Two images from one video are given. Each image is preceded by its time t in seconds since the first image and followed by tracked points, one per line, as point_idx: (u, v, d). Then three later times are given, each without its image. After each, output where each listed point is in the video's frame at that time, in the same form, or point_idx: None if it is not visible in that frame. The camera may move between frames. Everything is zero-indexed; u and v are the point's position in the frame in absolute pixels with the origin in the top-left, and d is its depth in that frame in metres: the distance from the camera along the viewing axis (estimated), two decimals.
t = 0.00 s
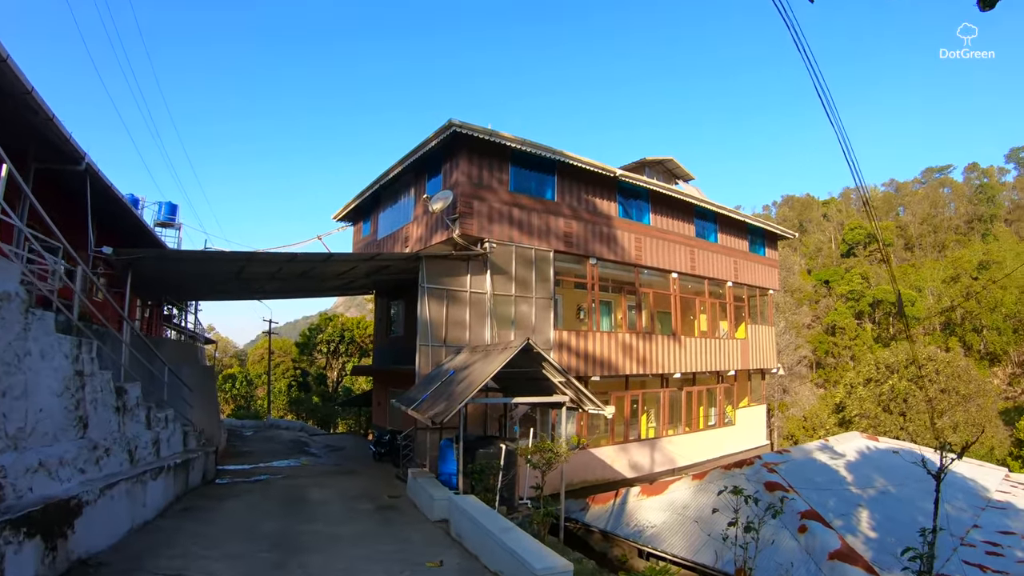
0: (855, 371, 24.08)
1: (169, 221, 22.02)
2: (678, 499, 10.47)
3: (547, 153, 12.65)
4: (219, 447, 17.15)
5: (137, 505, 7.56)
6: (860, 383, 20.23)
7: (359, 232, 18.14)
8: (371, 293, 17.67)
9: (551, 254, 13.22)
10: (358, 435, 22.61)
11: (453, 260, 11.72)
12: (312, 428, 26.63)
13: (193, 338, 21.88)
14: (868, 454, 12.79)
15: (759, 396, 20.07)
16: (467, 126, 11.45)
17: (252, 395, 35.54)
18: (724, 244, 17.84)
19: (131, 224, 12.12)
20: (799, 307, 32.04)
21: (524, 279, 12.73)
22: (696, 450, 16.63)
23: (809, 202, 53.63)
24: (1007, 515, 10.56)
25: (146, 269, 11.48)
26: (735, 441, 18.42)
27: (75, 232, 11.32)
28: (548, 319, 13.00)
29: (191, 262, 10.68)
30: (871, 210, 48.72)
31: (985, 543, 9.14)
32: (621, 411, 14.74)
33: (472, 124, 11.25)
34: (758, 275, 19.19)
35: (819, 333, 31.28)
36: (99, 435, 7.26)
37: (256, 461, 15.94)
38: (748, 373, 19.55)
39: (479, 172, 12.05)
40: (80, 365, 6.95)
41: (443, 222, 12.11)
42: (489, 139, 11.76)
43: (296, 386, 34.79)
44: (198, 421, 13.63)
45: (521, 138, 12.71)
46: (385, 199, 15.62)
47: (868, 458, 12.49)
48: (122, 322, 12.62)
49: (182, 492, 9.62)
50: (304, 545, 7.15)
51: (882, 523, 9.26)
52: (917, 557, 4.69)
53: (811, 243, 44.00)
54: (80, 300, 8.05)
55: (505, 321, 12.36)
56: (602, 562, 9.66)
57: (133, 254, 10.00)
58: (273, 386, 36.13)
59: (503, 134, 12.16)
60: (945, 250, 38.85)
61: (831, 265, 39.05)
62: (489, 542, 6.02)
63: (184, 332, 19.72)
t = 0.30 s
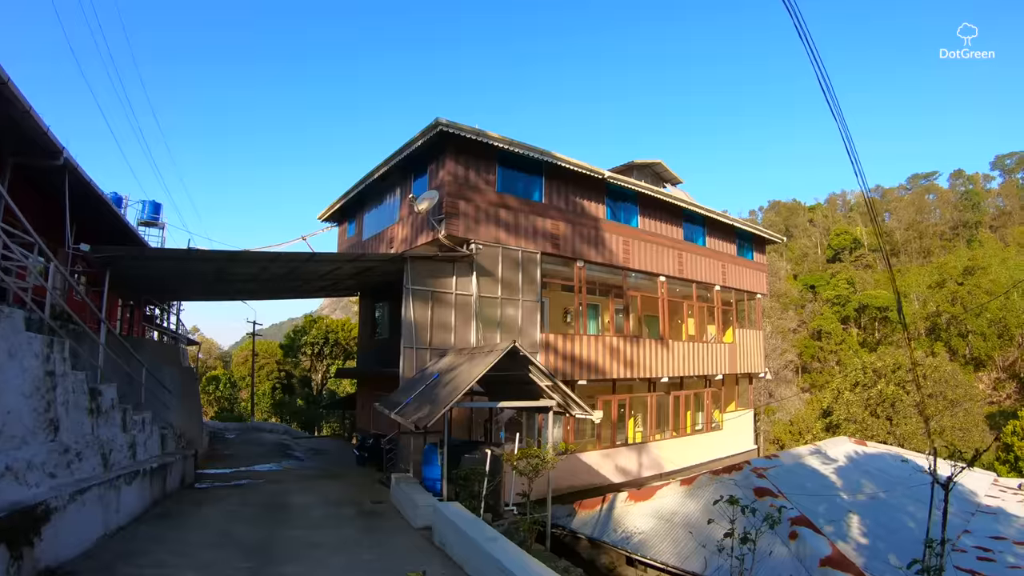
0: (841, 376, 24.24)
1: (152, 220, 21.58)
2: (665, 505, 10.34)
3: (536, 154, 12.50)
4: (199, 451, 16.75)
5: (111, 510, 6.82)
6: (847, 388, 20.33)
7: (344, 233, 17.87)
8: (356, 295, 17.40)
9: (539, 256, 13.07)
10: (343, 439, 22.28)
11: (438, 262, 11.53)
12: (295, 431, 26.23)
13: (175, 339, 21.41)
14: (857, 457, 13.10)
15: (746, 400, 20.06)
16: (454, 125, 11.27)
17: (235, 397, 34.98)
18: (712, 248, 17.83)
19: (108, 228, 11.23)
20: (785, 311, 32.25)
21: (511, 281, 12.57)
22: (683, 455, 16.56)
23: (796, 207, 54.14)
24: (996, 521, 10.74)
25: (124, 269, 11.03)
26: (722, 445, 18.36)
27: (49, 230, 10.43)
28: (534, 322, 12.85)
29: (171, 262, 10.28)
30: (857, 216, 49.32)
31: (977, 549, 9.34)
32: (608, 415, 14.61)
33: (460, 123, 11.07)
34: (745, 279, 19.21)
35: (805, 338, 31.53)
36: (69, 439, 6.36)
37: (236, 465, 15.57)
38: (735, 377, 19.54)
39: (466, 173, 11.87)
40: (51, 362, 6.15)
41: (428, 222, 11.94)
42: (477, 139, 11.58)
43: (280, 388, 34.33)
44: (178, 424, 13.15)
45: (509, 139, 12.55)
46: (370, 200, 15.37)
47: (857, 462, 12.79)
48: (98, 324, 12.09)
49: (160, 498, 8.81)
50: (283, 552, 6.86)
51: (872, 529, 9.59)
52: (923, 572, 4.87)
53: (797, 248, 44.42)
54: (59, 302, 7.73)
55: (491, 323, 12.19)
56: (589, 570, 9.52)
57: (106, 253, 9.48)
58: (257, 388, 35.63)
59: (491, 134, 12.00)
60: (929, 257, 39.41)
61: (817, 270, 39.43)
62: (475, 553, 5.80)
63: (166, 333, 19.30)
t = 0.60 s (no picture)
0: (834, 377, 24.23)
1: (144, 212, 21.23)
2: (660, 505, 10.19)
3: (532, 148, 12.31)
4: (187, 446, 16.46)
5: (90, 506, 6.53)
6: (841, 389, 20.31)
7: (336, 226, 17.60)
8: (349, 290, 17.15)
9: (533, 251, 12.89)
10: (334, 434, 22.04)
11: (431, 255, 11.32)
12: (287, 427, 25.96)
13: (164, 333, 21.07)
14: (854, 458, 13.05)
15: (740, 399, 19.98)
16: (449, 117, 11.05)
17: (227, 392, 34.63)
18: (708, 246, 17.72)
19: (92, 212, 10.59)
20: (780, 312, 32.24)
21: (505, 276, 12.38)
22: (677, 454, 16.43)
23: (791, 208, 54.23)
24: (992, 524, 10.70)
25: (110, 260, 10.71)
26: (716, 444, 18.26)
27: (35, 217, 9.81)
28: (528, 317, 12.67)
29: (159, 253, 9.97)
30: (851, 218, 49.47)
31: (973, 551, 9.30)
32: (601, 413, 14.45)
33: (455, 115, 10.85)
34: (741, 278, 19.12)
35: (798, 339, 31.57)
36: (49, 430, 6.05)
37: (225, 460, 15.30)
38: (729, 377, 19.45)
39: (461, 165, 11.66)
40: (32, 351, 5.83)
41: (422, 215, 11.76)
42: (472, 131, 11.37)
43: (272, 383, 34.03)
44: (165, 418, 12.83)
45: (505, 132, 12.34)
46: (363, 192, 15.12)
47: (853, 462, 12.73)
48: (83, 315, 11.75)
49: (142, 493, 8.55)
50: (269, 550, 6.64)
51: (869, 530, 9.52)
52: None
53: (791, 249, 44.49)
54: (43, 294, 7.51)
55: (484, 318, 12.00)
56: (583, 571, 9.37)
57: (96, 241, 8.98)
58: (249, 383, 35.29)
59: (487, 127, 11.79)
60: (922, 259, 39.59)
61: (811, 271, 39.52)
62: (464, 552, 5.65)
63: (155, 326, 19.00)
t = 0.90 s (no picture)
0: (837, 379, 24.05)
1: (144, 210, 21.07)
2: (664, 508, 10.01)
3: (534, 145, 12.14)
4: (184, 446, 16.28)
5: (77, 507, 6.34)
6: (845, 390, 20.14)
7: (336, 224, 17.42)
8: (349, 289, 16.97)
9: (536, 250, 12.71)
10: (334, 434, 21.87)
11: (432, 253, 11.15)
12: (286, 427, 25.77)
13: (163, 332, 20.89)
14: (859, 461, 12.87)
15: (744, 401, 19.79)
16: (451, 113, 10.87)
17: (226, 391, 34.46)
18: (712, 245, 17.55)
19: (87, 206, 10.36)
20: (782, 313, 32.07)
21: (507, 274, 12.21)
22: (680, 456, 16.24)
23: (793, 210, 54.04)
24: (1001, 527, 10.54)
25: (106, 256, 10.51)
26: (719, 447, 18.06)
27: (28, 211, 9.58)
28: (530, 316, 12.49)
29: (155, 250, 9.78)
30: (854, 219, 49.29)
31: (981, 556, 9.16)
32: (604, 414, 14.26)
33: (457, 110, 10.66)
34: (745, 279, 18.94)
35: (800, 340, 31.41)
36: (35, 428, 5.87)
37: (223, 460, 15.12)
38: (733, 378, 19.24)
39: (462, 162, 11.48)
40: (17, 348, 5.64)
41: (423, 213, 11.59)
42: (473, 127, 11.18)
43: (272, 383, 33.88)
44: (161, 417, 12.62)
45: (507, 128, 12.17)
46: (364, 190, 14.94)
47: (859, 466, 12.54)
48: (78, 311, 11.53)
49: (135, 493, 8.36)
50: (262, 553, 6.46)
51: (875, 534, 9.36)
52: None
53: (793, 251, 44.29)
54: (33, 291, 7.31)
55: (485, 317, 11.83)
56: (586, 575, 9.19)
57: (90, 237, 8.75)
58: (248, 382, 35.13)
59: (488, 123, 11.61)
60: (925, 261, 39.43)
61: (813, 273, 39.36)
62: (463, 558, 5.47)
63: (154, 324, 18.82)
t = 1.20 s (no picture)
0: (842, 372, 23.88)
1: (143, 210, 20.92)
2: (672, 504, 9.85)
3: (536, 138, 11.95)
4: (185, 447, 16.13)
5: (71, 511, 6.17)
6: (850, 384, 19.94)
7: (337, 221, 17.26)
8: (350, 286, 16.81)
9: (538, 244, 12.53)
10: (336, 433, 21.73)
11: (434, 248, 10.97)
12: (288, 426, 25.64)
13: (165, 332, 20.75)
14: (868, 455, 12.69)
15: (749, 395, 19.61)
16: (451, 105, 10.67)
17: (229, 391, 34.36)
18: (716, 239, 17.36)
19: (83, 202, 10.18)
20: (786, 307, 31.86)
21: (510, 269, 12.03)
22: (686, 451, 16.07)
23: (795, 204, 53.79)
24: (1013, 521, 10.37)
25: (102, 255, 10.33)
26: (725, 442, 17.89)
27: (22, 208, 9.40)
28: (534, 312, 12.32)
29: (151, 248, 9.59)
30: (856, 212, 49.03)
31: (995, 551, 8.99)
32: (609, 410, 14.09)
33: (457, 103, 10.47)
34: (749, 272, 18.76)
35: (804, 334, 31.25)
36: (27, 431, 5.69)
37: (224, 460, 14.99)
38: (739, 372, 19.06)
39: (463, 155, 11.29)
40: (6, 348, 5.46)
41: (424, 207, 11.41)
42: (474, 119, 10.99)
43: (275, 382, 33.80)
44: (160, 417, 12.47)
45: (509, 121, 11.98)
46: (364, 186, 14.76)
47: (868, 460, 12.37)
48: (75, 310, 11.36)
49: (131, 495, 8.21)
50: (260, 558, 6.29)
51: (887, 529, 9.18)
52: None
53: (795, 245, 44.04)
54: (27, 291, 7.12)
55: (488, 313, 11.66)
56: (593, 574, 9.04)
57: (85, 235, 8.58)
58: (251, 382, 35.04)
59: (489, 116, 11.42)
60: (928, 253, 39.18)
61: (816, 266, 39.15)
62: (469, 562, 5.28)
63: (154, 324, 18.68)
